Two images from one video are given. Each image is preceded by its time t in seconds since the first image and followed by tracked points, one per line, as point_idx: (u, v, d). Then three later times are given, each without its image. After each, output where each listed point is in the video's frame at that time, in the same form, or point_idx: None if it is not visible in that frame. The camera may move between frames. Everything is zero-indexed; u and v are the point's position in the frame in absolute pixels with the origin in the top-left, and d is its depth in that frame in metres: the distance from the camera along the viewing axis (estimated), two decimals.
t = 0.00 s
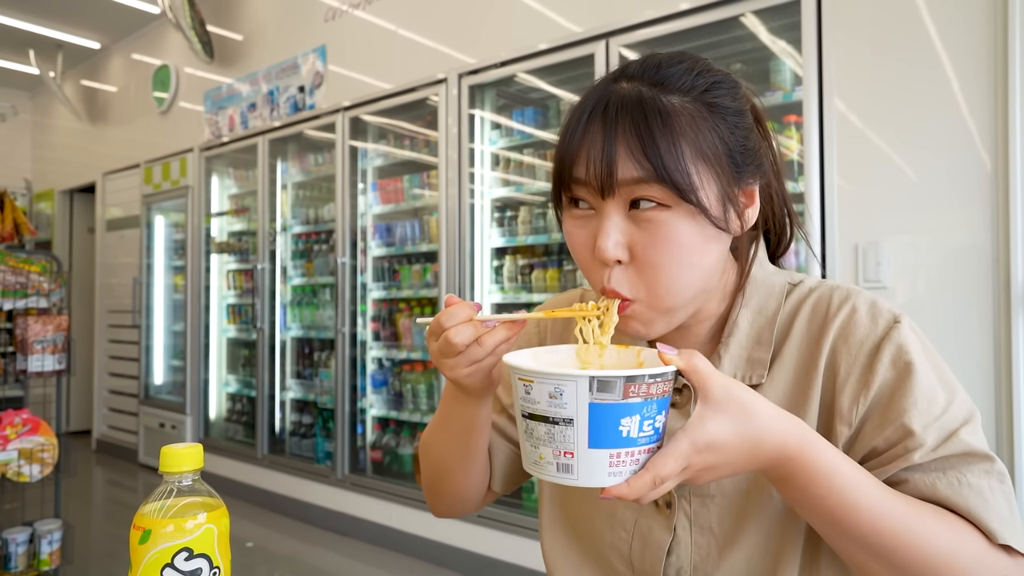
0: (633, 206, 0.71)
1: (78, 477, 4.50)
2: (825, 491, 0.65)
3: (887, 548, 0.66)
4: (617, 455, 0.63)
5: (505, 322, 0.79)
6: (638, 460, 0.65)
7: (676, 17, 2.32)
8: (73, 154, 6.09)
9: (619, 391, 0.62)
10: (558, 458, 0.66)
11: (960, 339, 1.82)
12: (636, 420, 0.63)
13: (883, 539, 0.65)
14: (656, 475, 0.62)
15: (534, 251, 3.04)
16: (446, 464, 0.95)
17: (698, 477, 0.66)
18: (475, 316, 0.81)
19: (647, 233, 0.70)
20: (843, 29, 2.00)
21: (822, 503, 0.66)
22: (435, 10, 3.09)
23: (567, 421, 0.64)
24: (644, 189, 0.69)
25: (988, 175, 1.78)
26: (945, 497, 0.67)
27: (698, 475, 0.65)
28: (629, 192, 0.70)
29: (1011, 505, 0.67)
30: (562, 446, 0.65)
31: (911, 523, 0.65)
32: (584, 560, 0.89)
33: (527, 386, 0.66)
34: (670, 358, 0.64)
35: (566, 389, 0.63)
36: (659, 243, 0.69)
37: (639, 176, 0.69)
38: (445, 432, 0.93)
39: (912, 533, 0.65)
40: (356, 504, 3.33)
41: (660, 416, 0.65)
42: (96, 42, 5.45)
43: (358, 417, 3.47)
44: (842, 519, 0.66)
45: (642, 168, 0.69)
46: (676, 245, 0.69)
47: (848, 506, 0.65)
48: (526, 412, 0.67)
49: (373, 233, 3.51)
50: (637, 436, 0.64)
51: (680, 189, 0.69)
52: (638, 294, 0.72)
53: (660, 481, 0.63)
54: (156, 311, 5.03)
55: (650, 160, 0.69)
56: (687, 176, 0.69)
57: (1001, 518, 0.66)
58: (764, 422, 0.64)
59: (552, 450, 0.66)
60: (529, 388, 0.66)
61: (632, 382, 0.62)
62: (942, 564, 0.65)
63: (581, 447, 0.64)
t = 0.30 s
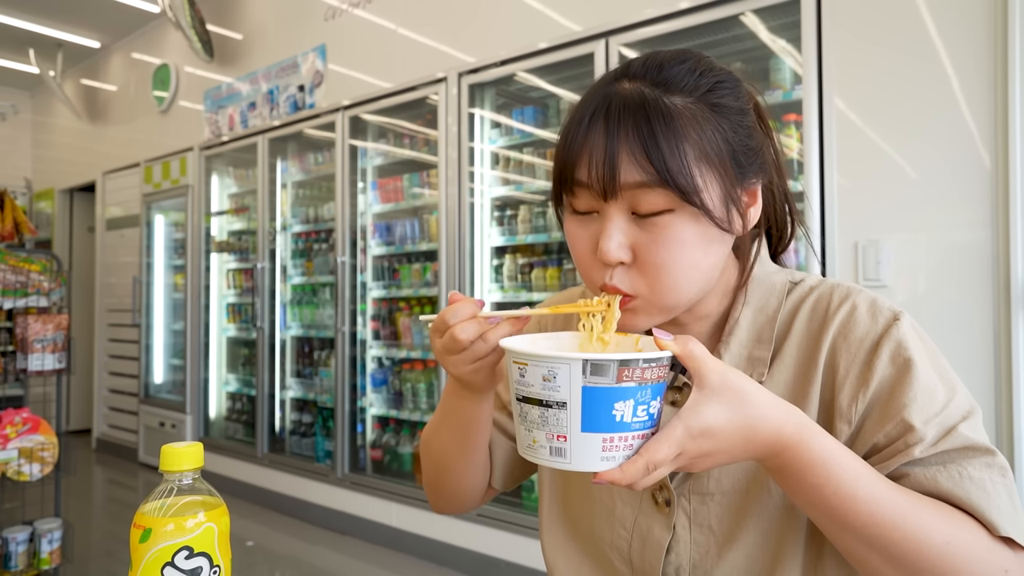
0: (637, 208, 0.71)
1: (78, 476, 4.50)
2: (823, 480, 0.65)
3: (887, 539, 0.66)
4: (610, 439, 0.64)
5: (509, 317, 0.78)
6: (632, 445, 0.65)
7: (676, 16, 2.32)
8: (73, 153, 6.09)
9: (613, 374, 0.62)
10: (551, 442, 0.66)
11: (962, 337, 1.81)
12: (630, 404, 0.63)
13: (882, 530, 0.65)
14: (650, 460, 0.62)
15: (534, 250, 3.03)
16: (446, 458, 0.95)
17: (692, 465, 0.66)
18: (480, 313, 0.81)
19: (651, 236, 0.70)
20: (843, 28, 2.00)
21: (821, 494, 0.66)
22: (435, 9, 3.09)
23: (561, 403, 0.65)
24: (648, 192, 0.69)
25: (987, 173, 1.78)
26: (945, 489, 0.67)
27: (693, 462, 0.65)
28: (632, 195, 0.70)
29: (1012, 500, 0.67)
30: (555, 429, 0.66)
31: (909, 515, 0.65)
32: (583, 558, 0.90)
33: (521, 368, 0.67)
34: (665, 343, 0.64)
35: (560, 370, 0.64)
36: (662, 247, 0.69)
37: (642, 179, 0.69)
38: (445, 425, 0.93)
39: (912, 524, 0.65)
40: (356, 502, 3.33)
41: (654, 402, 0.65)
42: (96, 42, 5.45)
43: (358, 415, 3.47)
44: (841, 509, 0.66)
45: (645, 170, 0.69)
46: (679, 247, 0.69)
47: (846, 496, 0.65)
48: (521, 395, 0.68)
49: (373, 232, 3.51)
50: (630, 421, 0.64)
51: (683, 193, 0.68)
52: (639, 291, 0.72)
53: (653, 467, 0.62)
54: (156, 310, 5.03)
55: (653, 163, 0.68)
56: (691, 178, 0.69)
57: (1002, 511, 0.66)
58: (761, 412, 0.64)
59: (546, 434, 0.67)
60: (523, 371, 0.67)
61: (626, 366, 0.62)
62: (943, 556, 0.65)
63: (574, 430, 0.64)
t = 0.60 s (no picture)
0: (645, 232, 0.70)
1: (78, 476, 4.50)
2: (828, 486, 0.65)
3: (891, 545, 0.66)
4: (620, 447, 0.64)
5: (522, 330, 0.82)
6: (641, 453, 0.65)
7: (677, 15, 2.32)
8: (73, 153, 6.09)
9: (623, 382, 0.62)
10: (560, 450, 0.66)
11: (963, 336, 1.81)
12: (639, 412, 0.64)
13: (887, 535, 0.65)
14: (660, 468, 0.62)
15: (534, 250, 3.03)
16: (452, 463, 0.95)
17: (700, 472, 0.66)
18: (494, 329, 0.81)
19: (661, 260, 0.70)
20: (843, 26, 2.00)
21: (827, 499, 0.66)
22: (436, 9, 3.09)
23: (570, 412, 0.64)
24: (656, 217, 0.68)
25: (987, 173, 1.78)
26: (947, 495, 0.67)
27: (701, 469, 0.65)
28: (640, 220, 0.69)
29: (1014, 505, 0.67)
30: (564, 438, 0.65)
31: (914, 520, 0.65)
32: (584, 561, 0.90)
33: (528, 377, 0.67)
34: (673, 351, 0.64)
35: (570, 378, 0.63)
36: (674, 271, 0.70)
37: (650, 203, 0.68)
38: (453, 430, 0.92)
39: (916, 529, 0.65)
40: (356, 502, 3.33)
41: (662, 409, 0.66)
42: (96, 42, 5.45)
43: (358, 415, 3.47)
44: (846, 514, 0.66)
45: (653, 195, 0.68)
46: (691, 270, 0.70)
47: (851, 501, 0.65)
48: (528, 404, 0.68)
49: (373, 232, 3.51)
50: (640, 428, 0.64)
51: (693, 217, 0.68)
52: (650, 311, 0.73)
53: (663, 475, 0.62)
54: (156, 310, 5.03)
55: (662, 188, 0.67)
56: (699, 201, 0.68)
57: (1003, 516, 0.66)
58: (766, 417, 0.64)
59: (554, 442, 0.66)
60: (530, 379, 0.66)
61: (636, 373, 0.62)
62: (946, 562, 0.65)
63: (584, 439, 0.64)
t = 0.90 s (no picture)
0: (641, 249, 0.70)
1: (79, 476, 4.51)
2: (831, 490, 0.65)
3: (895, 548, 0.66)
4: (627, 451, 0.64)
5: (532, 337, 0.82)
6: (647, 457, 0.65)
7: (677, 15, 2.32)
8: (73, 153, 6.10)
9: (630, 384, 0.62)
10: (565, 455, 0.66)
11: (964, 336, 1.81)
12: (645, 415, 0.64)
13: (891, 540, 0.65)
14: (667, 472, 0.62)
15: (535, 249, 3.03)
16: (461, 470, 0.95)
17: (705, 476, 0.66)
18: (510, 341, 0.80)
19: (656, 278, 0.70)
20: (843, 26, 2.00)
21: (831, 502, 0.66)
22: (436, 9, 3.09)
23: (576, 415, 0.64)
24: (651, 236, 0.68)
25: (988, 173, 1.78)
26: (950, 498, 0.67)
27: (706, 473, 0.65)
28: (637, 237, 0.68)
29: (1016, 508, 0.67)
30: (570, 442, 0.65)
31: (917, 523, 0.65)
32: (586, 564, 0.90)
33: (533, 380, 0.66)
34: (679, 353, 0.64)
35: (576, 381, 0.63)
36: (667, 290, 0.70)
37: (646, 222, 0.68)
38: (461, 438, 0.92)
39: (919, 533, 0.65)
40: (356, 502, 3.33)
41: (667, 413, 0.66)
42: (97, 42, 5.45)
43: (358, 415, 3.47)
44: (849, 519, 0.66)
45: (650, 214, 0.67)
46: (684, 290, 0.70)
47: (855, 505, 0.65)
48: (531, 408, 0.68)
49: (374, 232, 3.52)
50: (646, 432, 0.64)
51: (689, 238, 0.67)
52: (638, 323, 0.74)
53: (670, 479, 0.62)
54: (157, 310, 5.04)
55: (660, 207, 0.67)
56: (696, 223, 0.68)
57: (1006, 519, 0.66)
58: (771, 421, 0.64)
59: (559, 446, 0.66)
60: (535, 383, 0.66)
61: (643, 375, 0.62)
62: (949, 565, 0.65)
63: (590, 442, 0.64)
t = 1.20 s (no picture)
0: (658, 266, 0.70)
1: (80, 477, 4.51)
2: (831, 494, 0.65)
3: (896, 551, 0.66)
4: (627, 455, 0.64)
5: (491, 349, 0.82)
6: (647, 460, 0.65)
7: (679, 16, 2.32)
8: (75, 154, 6.11)
9: (631, 388, 0.63)
10: (566, 458, 0.66)
11: (964, 337, 1.81)
12: (646, 419, 0.64)
13: (890, 542, 0.65)
14: (667, 475, 0.62)
15: (536, 250, 3.04)
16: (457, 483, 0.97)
17: (706, 479, 0.66)
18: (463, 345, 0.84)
19: (674, 294, 0.70)
20: (845, 28, 2.00)
21: (831, 505, 0.66)
22: (438, 10, 3.10)
23: (577, 419, 0.64)
24: (670, 254, 0.68)
25: (990, 175, 1.78)
26: (950, 501, 0.67)
27: (707, 477, 0.66)
28: (655, 256, 0.68)
29: (1017, 510, 0.67)
30: (571, 446, 0.65)
31: (917, 526, 0.65)
32: (588, 564, 0.90)
33: (534, 384, 0.67)
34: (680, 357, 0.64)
35: (577, 385, 0.63)
36: (686, 304, 0.70)
37: (664, 241, 0.68)
38: (441, 441, 0.96)
39: (919, 536, 0.65)
40: (357, 503, 3.33)
41: (668, 416, 0.66)
42: (99, 43, 5.47)
43: (360, 416, 3.47)
44: (849, 522, 0.66)
45: (668, 233, 0.67)
46: (703, 304, 0.70)
47: (856, 509, 0.65)
48: (532, 411, 0.68)
49: (375, 233, 3.52)
50: (647, 435, 0.64)
51: (708, 254, 0.68)
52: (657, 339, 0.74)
53: (670, 483, 0.62)
54: (158, 311, 5.04)
55: (678, 225, 0.67)
56: (714, 238, 0.68)
57: (1006, 522, 0.66)
58: (772, 425, 0.65)
59: (560, 450, 0.66)
60: (536, 387, 0.66)
61: (643, 378, 0.62)
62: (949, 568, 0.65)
63: (591, 446, 0.64)
